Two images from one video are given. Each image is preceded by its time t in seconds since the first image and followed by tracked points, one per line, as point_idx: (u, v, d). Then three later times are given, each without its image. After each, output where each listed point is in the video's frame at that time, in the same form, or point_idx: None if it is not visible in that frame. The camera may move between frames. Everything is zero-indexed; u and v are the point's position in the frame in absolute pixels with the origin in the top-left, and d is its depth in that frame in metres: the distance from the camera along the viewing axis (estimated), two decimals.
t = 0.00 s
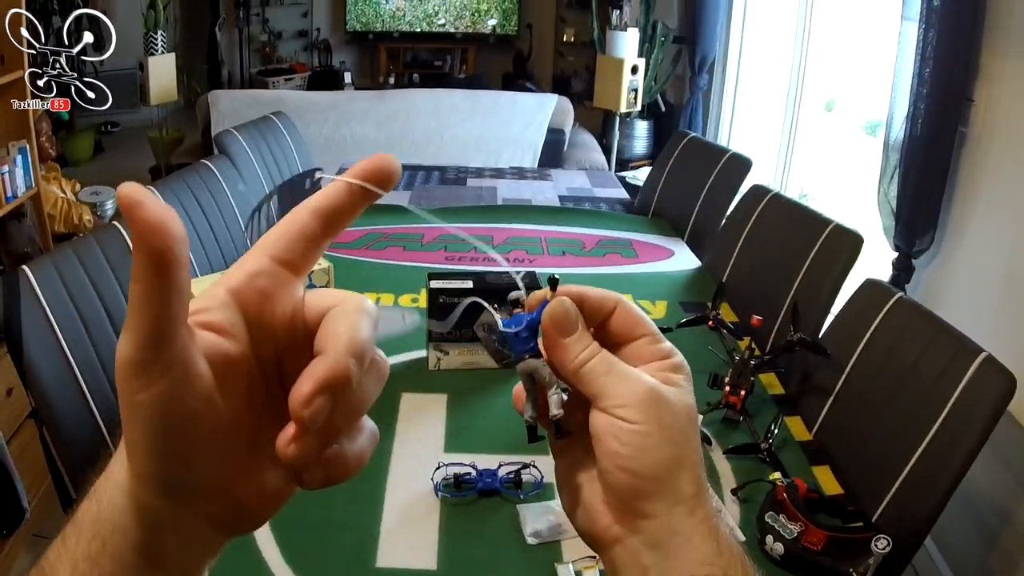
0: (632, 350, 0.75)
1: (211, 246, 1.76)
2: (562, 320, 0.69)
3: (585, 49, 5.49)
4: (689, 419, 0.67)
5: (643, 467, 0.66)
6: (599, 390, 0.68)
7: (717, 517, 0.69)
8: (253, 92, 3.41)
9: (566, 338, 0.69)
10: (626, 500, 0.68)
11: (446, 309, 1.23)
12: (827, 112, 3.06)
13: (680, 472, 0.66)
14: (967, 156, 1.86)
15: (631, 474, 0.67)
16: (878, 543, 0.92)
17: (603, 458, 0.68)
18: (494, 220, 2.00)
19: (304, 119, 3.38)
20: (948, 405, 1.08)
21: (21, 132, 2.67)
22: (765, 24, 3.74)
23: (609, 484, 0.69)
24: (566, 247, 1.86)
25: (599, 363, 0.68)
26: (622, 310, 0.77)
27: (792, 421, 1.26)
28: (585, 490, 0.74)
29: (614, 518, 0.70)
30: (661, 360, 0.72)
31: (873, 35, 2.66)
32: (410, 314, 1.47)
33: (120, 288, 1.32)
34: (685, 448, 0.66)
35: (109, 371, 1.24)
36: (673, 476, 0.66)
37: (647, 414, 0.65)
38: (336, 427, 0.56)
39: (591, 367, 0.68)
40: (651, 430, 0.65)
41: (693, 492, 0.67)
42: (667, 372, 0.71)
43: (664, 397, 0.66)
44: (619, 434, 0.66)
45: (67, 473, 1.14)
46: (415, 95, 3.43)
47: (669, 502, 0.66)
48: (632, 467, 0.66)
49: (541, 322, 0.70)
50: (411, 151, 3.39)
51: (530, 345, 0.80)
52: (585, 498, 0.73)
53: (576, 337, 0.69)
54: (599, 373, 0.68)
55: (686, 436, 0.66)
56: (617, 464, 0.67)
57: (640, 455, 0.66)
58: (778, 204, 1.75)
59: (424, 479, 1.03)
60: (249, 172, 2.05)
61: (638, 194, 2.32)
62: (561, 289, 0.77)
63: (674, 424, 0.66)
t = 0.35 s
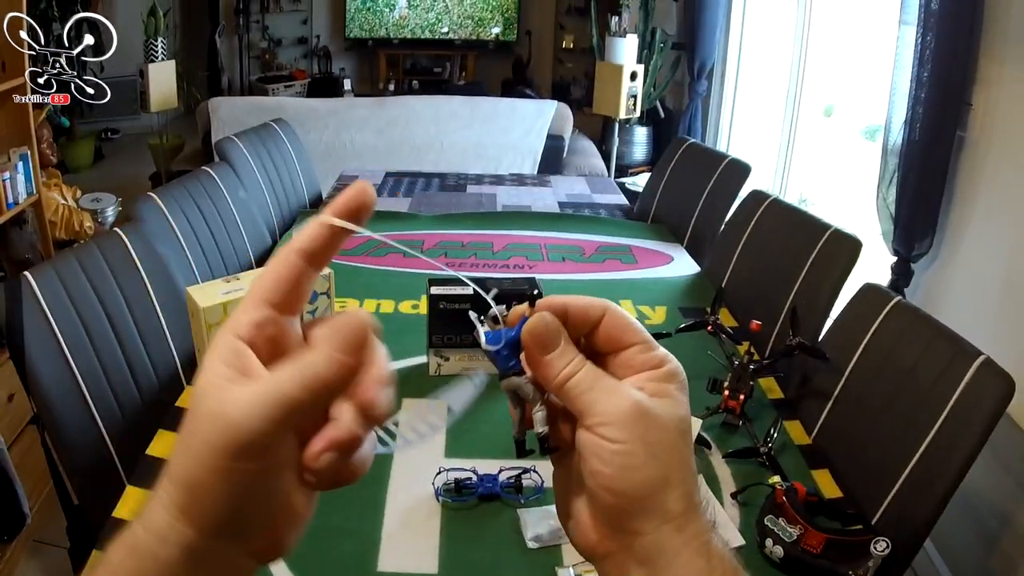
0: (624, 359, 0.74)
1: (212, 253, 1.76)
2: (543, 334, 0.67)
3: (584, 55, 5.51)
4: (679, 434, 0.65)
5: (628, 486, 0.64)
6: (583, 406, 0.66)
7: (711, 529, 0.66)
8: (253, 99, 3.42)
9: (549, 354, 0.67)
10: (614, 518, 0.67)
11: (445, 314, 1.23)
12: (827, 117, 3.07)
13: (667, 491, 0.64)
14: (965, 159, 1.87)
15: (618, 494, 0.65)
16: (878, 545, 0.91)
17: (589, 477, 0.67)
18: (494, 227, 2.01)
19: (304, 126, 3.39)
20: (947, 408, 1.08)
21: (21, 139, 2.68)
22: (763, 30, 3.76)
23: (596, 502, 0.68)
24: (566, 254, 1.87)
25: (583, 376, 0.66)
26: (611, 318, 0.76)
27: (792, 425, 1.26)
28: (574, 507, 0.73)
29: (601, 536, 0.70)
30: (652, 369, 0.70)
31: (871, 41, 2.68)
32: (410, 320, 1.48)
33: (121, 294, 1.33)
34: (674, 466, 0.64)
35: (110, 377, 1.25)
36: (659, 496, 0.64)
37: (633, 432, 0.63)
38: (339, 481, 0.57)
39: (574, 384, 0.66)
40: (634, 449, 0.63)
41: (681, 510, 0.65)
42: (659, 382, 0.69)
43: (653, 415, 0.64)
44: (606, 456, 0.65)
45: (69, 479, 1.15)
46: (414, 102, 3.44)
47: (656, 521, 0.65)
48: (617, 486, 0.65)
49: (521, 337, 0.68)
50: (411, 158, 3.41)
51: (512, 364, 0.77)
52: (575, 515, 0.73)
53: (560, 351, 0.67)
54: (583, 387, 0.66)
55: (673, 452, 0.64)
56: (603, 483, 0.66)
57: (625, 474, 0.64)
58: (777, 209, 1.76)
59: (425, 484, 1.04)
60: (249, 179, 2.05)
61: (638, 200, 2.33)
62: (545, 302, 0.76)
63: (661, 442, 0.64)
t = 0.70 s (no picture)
0: (604, 371, 0.73)
1: (209, 255, 1.76)
2: (511, 355, 0.66)
3: (582, 58, 5.52)
4: (652, 459, 0.64)
5: (596, 514, 0.64)
6: (552, 429, 0.65)
7: (687, 554, 0.66)
8: (251, 102, 3.42)
9: (516, 376, 0.66)
10: (586, 541, 0.68)
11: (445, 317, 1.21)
12: (825, 118, 3.07)
13: (636, 518, 0.64)
14: (964, 160, 1.87)
15: (587, 520, 0.66)
16: (877, 547, 0.91)
17: (560, 501, 0.67)
18: (493, 229, 2.01)
19: (302, 129, 3.39)
20: (946, 409, 1.08)
21: (19, 142, 2.68)
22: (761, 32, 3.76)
23: (569, 523, 0.68)
24: (564, 256, 1.87)
25: (551, 400, 0.65)
26: (587, 329, 0.76)
27: (790, 426, 1.26)
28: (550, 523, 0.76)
29: (578, 555, 0.71)
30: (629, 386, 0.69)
31: (869, 43, 2.68)
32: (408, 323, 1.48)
33: (119, 297, 1.33)
34: (645, 494, 0.64)
35: (108, 379, 1.24)
36: (627, 523, 0.64)
37: (600, 460, 0.63)
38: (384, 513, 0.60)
39: (543, 407, 0.65)
40: (601, 478, 0.63)
41: (652, 538, 0.65)
42: (639, 400, 0.67)
43: (621, 442, 0.64)
44: (574, 485, 0.65)
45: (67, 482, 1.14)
46: (412, 104, 3.44)
47: (626, 548, 0.65)
48: (586, 514, 0.65)
49: (488, 358, 0.67)
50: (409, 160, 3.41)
51: (483, 385, 0.74)
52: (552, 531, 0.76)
53: (528, 373, 0.66)
54: (552, 411, 0.65)
55: (644, 480, 0.64)
56: (572, 507, 0.66)
57: (592, 502, 0.64)
58: (775, 211, 1.76)
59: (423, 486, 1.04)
60: (246, 182, 2.05)
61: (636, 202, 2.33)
62: (522, 316, 0.77)
63: (630, 471, 0.64)
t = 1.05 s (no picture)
0: (595, 380, 0.75)
1: (206, 257, 1.76)
2: (510, 360, 0.66)
3: (580, 58, 5.51)
4: (654, 460, 0.65)
5: (603, 515, 0.64)
6: (555, 433, 0.64)
7: (686, 557, 0.67)
8: (249, 102, 3.42)
9: (516, 380, 0.66)
10: (590, 546, 0.67)
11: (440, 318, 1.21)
12: (823, 119, 3.07)
13: (641, 518, 0.64)
14: (962, 159, 1.87)
15: (592, 523, 0.65)
16: (874, 548, 0.91)
17: (563, 505, 0.66)
18: (490, 230, 2.01)
19: (300, 129, 3.39)
20: (944, 410, 1.08)
21: (16, 143, 2.67)
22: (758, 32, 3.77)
23: (571, 529, 0.68)
24: (562, 256, 1.87)
25: (552, 404, 0.65)
26: (579, 340, 0.77)
27: (787, 427, 1.26)
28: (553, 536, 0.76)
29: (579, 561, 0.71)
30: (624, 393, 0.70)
31: (867, 44, 2.69)
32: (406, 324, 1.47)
33: (115, 298, 1.33)
34: (648, 494, 0.65)
35: (105, 381, 1.24)
36: (633, 522, 0.64)
37: (605, 460, 0.63)
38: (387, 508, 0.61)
39: (545, 411, 0.65)
40: (607, 477, 0.63)
41: (657, 539, 0.65)
42: (633, 406, 0.69)
43: (625, 442, 0.64)
44: (579, 488, 0.64)
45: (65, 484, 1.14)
46: (410, 105, 3.44)
47: (632, 549, 0.65)
48: (592, 516, 0.65)
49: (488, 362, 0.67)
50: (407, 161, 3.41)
51: (483, 393, 0.74)
52: (554, 543, 0.76)
53: (528, 376, 0.66)
54: (554, 413, 0.65)
55: (648, 480, 0.64)
56: (577, 510, 0.65)
57: (597, 503, 0.64)
58: (773, 211, 1.76)
59: (420, 487, 1.04)
60: (244, 184, 2.05)
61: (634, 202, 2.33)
62: (516, 327, 0.78)
63: (634, 471, 0.64)
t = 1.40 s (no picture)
0: (584, 386, 0.73)
1: (206, 259, 1.76)
2: (496, 369, 0.66)
3: (579, 58, 5.51)
4: (643, 465, 0.64)
5: (593, 522, 0.64)
6: (543, 442, 0.64)
7: (680, 560, 0.66)
8: (248, 104, 3.43)
9: (505, 391, 0.65)
10: (581, 552, 0.67)
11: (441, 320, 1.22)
12: (823, 118, 3.07)
13: (633, 524, 0.64)
14: (961, 158, 1.87)
15: (583, 530, 0.65)
16: (874, 547, 0.91)
17: (555, 513, 0.66)
18: (489, 231, 2.01)
19: (299, 131, 3.39)
20: (943, 410, 1.08)
21: (16, 145, 2.68)
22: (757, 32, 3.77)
23: (563, 536, 0.67)
24: (561, 258, 1.87)
25: (539, 414, 0.64)
26: (568, 346, 0.76)
27: (787, 427, 1.26)
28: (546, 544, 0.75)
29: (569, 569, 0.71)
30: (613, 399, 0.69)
31: (865, 43, 2.69)
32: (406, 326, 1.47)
33: (116, 301, 1.33)
34: (639, 500, 0.64)
35: (105, 383, 1.25)
36: (624, 530, 0.64)
37: (594, 468, 0.63)
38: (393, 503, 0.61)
39: (531, 421, 0.64)
40: (597, 485, 0.63)
41: (649, 543, 0.64)
42: (622, 411, 0.68)
43: (614, 449, 0.63)
44: (569, 496, 0.64)
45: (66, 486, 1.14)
46: (409, 107, 3.44)
47: (624, 555, 0.64)
48: (583, 523, 0.64)
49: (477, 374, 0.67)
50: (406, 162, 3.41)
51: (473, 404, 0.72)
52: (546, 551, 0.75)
53: (516, 387, 0.65)
54: (543, 423, 0.64)
55: (637, 486, 0.64)
56: (567, 518, 0.65)
57: (588, 511, 0.63)
58: (772, 211, 1.77)
59: (421, 489, 1.04)
60: (243, 185, 2.05)
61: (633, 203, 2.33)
62: (503, 335, 0.77)
63: (623, 477, 0.63)
